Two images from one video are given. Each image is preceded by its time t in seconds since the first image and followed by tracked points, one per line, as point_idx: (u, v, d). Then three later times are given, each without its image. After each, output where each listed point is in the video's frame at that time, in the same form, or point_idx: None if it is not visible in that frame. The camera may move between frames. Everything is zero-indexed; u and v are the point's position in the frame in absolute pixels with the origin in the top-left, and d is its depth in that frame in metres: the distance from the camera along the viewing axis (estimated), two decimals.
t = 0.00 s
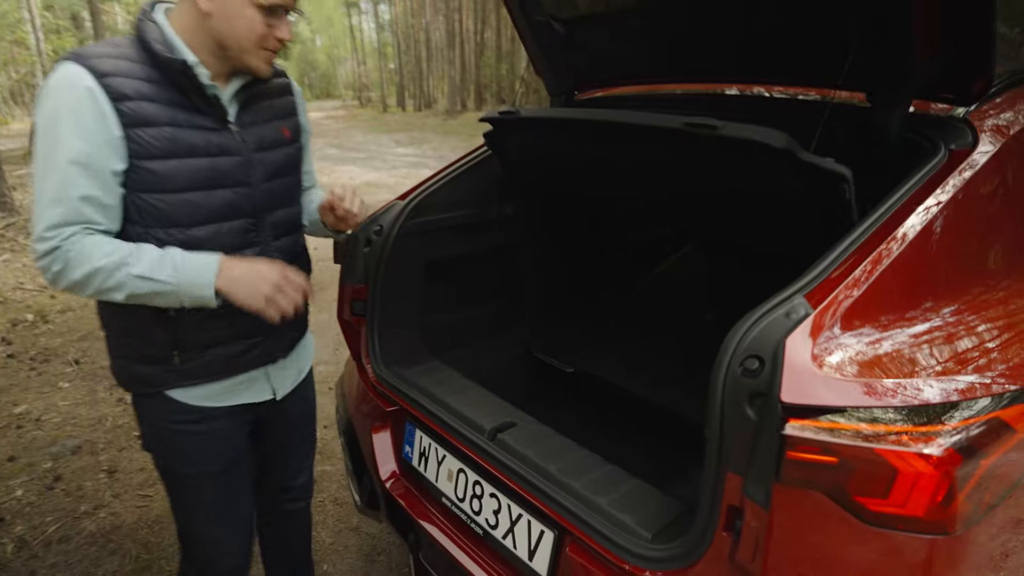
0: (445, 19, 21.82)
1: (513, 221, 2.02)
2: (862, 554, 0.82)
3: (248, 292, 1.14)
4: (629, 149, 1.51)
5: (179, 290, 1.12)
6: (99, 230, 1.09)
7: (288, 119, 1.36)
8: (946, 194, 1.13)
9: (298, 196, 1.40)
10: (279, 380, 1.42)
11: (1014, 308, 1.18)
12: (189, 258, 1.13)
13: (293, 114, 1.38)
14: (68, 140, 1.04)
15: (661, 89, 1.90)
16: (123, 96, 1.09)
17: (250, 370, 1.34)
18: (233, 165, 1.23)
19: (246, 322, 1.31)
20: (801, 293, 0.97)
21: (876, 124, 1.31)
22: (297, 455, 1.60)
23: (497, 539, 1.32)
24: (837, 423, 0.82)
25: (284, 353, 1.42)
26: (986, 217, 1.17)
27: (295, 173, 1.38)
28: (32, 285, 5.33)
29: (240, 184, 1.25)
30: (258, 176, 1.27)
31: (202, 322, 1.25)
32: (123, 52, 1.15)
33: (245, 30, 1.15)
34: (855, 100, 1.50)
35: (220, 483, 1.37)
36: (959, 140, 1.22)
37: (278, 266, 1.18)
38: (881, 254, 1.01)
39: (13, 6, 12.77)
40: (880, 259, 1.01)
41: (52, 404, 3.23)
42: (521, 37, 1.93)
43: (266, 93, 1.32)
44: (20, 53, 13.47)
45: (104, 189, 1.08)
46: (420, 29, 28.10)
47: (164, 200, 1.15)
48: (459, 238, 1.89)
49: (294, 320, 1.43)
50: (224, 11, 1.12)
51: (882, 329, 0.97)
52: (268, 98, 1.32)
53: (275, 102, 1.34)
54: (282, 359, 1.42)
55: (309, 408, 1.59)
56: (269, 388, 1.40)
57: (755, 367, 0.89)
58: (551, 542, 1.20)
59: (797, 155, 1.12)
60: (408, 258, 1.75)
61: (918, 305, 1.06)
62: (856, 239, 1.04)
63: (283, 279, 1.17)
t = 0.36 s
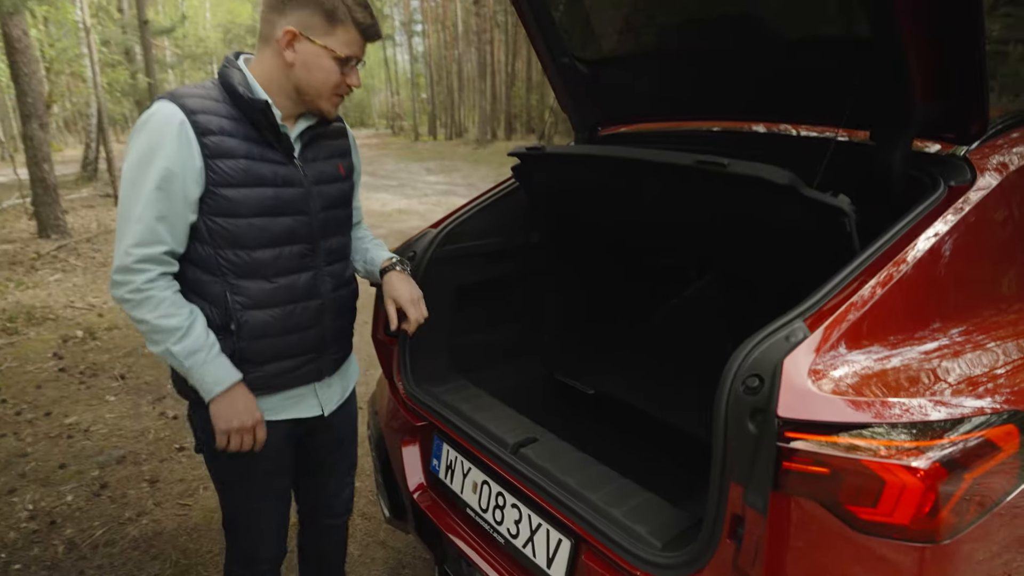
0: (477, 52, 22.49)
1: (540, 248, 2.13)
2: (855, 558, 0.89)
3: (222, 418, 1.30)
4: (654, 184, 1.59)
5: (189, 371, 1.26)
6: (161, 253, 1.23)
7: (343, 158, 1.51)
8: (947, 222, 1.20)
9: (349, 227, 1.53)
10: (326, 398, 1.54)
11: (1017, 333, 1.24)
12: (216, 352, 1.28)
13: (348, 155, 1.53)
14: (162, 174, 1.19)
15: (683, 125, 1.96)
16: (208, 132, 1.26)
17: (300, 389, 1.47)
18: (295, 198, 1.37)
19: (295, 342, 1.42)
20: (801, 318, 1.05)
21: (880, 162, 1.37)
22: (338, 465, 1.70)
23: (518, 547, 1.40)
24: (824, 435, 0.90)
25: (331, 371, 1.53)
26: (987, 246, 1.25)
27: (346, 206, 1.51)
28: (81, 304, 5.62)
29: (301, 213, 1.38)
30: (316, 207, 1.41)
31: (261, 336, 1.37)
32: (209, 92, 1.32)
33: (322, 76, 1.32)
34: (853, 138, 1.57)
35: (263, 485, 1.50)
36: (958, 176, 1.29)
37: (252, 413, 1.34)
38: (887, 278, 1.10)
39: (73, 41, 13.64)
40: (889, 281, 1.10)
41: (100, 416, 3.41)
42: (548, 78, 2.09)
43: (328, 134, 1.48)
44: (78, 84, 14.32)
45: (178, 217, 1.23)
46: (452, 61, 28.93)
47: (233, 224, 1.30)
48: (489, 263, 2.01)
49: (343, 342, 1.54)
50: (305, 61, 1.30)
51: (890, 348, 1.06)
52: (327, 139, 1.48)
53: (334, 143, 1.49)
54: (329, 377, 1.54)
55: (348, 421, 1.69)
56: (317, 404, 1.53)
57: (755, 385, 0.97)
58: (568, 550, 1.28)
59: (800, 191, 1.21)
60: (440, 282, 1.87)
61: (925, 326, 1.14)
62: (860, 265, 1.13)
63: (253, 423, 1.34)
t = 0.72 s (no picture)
0: (505, 84, 23.10)
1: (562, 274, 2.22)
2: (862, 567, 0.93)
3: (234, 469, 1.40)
4: (670, 219, 1.70)
5: (213, 425, 1.36)
6: (220, 304, 1.33)
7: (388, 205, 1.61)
8: (956, 249, 1.27)
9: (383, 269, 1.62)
10: (357, 413, 1.63)
11: None
12: (242, 413, 1.38)
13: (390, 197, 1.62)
14: (235, 237, 1.29)
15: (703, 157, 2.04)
16: (280, 190, 1.34)
17: (333, 409, 1.55)
18: (349, 249, 1.46)
19: (335, 376, 1.51)
20: (809, 341, 1.12)
21: (887, 195, 1.45)
22: (378, 479, 1.75)
23: (539, 560, 1.46)
24: (843, 449, 0.96)
25: (361, 391, 1.62)
26: (997, 272, 1.31)
27: (384, 247, 1.61)
28: (122, 325, 5.87)
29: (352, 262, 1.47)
30: (364, 256, 1.50)
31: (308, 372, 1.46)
32: (278, 145, 1.39)
33: (385, 137, 1.43)
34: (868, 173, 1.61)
35: (302, 495, 1.58)
36: (965, 210, 1.35)
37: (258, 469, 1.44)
38: (899, 301, 1.17)
39: (122, 76, 14.41)
40: (900, 303, 1.17)
41: (139, 432, 3.56)
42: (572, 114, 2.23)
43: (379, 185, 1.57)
44: (125, 116, 15.08)
45: (241, 271, 1.33)
46: (480, 94, 29.74)
47: (293, 274, 1.38)
48: (514, 289, 2.09)
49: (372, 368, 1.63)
50: (372, 123, 1.42)
51: (904, 367, 1.13)
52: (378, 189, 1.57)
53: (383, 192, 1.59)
54: (360, 396, 1.63)
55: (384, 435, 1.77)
56: (349, 421, 1.61)
57: (764, 404, 1.04)
58: (587, 562, 1.34)
59: (808, 223, 1.29)
60: (467, 305, 1.96)
61: (939, 346, 1.20)
62: (871, 288, 1.20)
63: (256, 479, 1.44)
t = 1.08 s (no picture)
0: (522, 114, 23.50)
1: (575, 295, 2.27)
2: (846, 564, 1.00)
3: (274, 451, 1.47)
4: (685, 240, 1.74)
5: (270, 406, 1.44)
6: (321, 311, 1.41)
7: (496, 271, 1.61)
8: (950, 264, 1.33)
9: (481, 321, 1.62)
10: (391, 430, 1.64)
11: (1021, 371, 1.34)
12: (299, 407, 1.46)
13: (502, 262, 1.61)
14: (359, 266, 1.37)
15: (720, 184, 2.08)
16: (411, 235, 1.39)
17: (370, 423, 1.56)
18: (451, 302, 1.47)
19: (388, 399, 1.53)
20: (800, 353, 1.18)
21: (880, 218, 1.52)
22: (403, 493, 1.78)
23: (546, 567, 1.52)
24: (839, 454, 1.02)
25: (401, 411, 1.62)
26: (993, 287, 1.38)
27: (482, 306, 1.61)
28: (146, 346, 6.02)
29: (451, 313, 1.49)
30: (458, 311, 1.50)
31: (373, 389, 1.49)
32: (422, 190, 1.42)
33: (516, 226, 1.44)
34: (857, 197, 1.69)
35: (334, 503, 1.60)
36: (954, 232, 1.41)
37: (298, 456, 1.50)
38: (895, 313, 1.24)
39: (153, 107, 14.99)
40: (893, 317, 1.23)
41: (161, 449, 3.66)
42: (582, 143, 2.38)
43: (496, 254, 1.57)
44: (155, 146, 15.63)
45: (351, 291, 1.40)
46: (497, 124, 30.25)
47: (391, 305, 1.42)
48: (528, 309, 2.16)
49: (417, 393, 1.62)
50: (506, 213, 1.42)
51: (901, 373, 1.20)
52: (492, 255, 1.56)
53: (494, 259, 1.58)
54: (398, 416, 1.63)
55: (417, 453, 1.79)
56: (383, 436, 1.62)
57: (756, 411, 1.10)
58: (591, 568, 1.40)
59: (801, 243, 1.37)
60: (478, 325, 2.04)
61: (938, 354, 1.28)
62: (869, 300, 1.26)
63: (291, 466, 1.49)
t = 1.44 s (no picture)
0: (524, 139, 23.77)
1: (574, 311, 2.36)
2: (820, 543, 1.07)
3: (293, 393, 1.72)
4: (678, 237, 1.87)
5: (315, 351, 1.69)
6: (396, 313, 1.58)
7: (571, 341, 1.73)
8: (928, 265, 1.43)
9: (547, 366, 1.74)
10: (401, 427, 1.80)
11: (998, 368, 1.43)
12: (334, 368, 1.70)
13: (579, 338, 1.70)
14: (442, 297, 1.51)
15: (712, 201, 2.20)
16: (502, 293, 1.52)
17: (389, 417, 1.74)
18: (510, 352, 1.60)
19: (416, 398, 1.68)
20: (779, 352, 1.27)
21: (857, 228, 1.62)
22: (413, 489, 1.91)
23: (542, 563, 1.59)
24: (816, 445, 1.10)
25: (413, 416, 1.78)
26: (968, 288, 1.47)
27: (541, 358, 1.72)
28: (151, 363, 6.10)
29: (510, 357, 1.62)
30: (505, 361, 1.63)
31: (413, 383, 1.64)
32: (528, 261, 1.53)
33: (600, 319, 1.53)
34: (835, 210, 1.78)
35: (314, 473, 1.75)
36: (926, 241, 1.50)
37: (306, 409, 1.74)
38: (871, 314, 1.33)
39: (160, 131, 15.26)
40: (869, 317, 1.32)
41: (166, 461, 3.72)
42: (579, 164, 2.52)
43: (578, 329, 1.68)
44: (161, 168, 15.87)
45: (432, 312, 1.55)
46: (499, 148, 30.57)
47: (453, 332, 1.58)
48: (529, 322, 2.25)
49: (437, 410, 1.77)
50: (585, 304, 1.50)
51: (882, 367, 1.29)
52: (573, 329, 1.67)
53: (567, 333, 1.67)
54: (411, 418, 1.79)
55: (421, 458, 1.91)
56: (393, 429, 1.79)
57: (737, 404, 1.19)
58: (585, 562, 1.47)
59: (783, 251, 1.47)
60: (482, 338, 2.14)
61: (918, 348, 1.37)
62: (848, 301, 1.35)
63: (297, 413, 1.73)
